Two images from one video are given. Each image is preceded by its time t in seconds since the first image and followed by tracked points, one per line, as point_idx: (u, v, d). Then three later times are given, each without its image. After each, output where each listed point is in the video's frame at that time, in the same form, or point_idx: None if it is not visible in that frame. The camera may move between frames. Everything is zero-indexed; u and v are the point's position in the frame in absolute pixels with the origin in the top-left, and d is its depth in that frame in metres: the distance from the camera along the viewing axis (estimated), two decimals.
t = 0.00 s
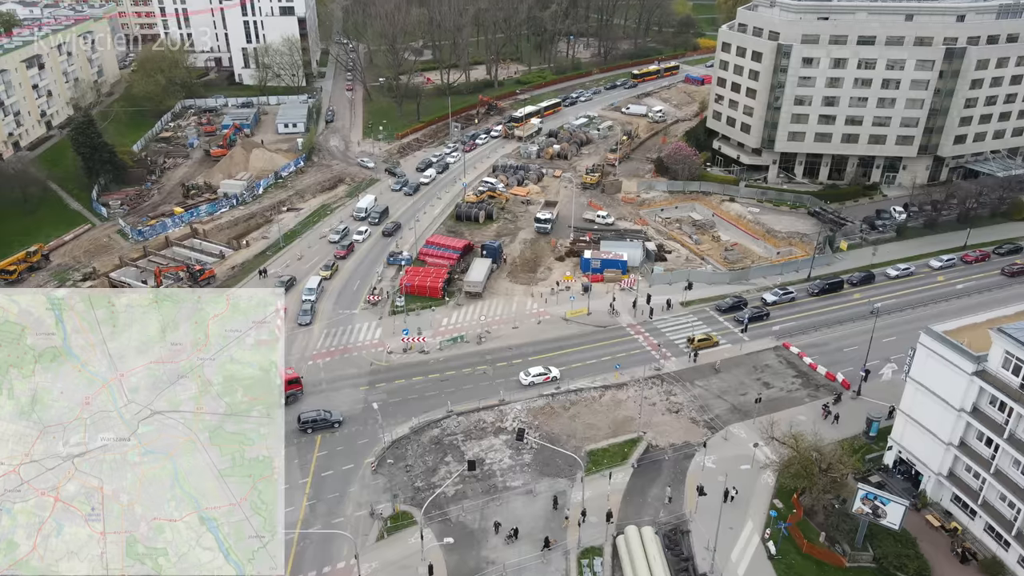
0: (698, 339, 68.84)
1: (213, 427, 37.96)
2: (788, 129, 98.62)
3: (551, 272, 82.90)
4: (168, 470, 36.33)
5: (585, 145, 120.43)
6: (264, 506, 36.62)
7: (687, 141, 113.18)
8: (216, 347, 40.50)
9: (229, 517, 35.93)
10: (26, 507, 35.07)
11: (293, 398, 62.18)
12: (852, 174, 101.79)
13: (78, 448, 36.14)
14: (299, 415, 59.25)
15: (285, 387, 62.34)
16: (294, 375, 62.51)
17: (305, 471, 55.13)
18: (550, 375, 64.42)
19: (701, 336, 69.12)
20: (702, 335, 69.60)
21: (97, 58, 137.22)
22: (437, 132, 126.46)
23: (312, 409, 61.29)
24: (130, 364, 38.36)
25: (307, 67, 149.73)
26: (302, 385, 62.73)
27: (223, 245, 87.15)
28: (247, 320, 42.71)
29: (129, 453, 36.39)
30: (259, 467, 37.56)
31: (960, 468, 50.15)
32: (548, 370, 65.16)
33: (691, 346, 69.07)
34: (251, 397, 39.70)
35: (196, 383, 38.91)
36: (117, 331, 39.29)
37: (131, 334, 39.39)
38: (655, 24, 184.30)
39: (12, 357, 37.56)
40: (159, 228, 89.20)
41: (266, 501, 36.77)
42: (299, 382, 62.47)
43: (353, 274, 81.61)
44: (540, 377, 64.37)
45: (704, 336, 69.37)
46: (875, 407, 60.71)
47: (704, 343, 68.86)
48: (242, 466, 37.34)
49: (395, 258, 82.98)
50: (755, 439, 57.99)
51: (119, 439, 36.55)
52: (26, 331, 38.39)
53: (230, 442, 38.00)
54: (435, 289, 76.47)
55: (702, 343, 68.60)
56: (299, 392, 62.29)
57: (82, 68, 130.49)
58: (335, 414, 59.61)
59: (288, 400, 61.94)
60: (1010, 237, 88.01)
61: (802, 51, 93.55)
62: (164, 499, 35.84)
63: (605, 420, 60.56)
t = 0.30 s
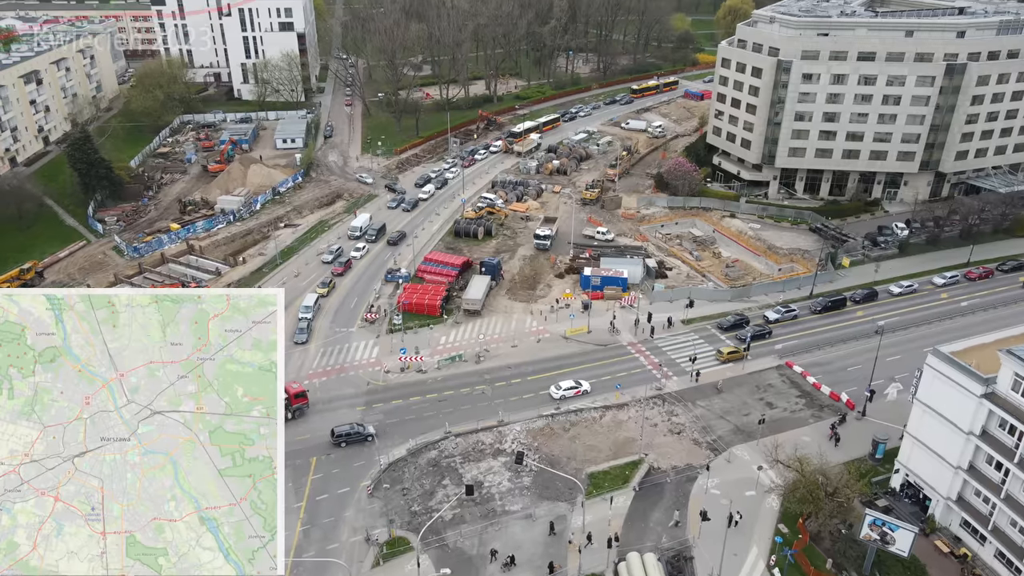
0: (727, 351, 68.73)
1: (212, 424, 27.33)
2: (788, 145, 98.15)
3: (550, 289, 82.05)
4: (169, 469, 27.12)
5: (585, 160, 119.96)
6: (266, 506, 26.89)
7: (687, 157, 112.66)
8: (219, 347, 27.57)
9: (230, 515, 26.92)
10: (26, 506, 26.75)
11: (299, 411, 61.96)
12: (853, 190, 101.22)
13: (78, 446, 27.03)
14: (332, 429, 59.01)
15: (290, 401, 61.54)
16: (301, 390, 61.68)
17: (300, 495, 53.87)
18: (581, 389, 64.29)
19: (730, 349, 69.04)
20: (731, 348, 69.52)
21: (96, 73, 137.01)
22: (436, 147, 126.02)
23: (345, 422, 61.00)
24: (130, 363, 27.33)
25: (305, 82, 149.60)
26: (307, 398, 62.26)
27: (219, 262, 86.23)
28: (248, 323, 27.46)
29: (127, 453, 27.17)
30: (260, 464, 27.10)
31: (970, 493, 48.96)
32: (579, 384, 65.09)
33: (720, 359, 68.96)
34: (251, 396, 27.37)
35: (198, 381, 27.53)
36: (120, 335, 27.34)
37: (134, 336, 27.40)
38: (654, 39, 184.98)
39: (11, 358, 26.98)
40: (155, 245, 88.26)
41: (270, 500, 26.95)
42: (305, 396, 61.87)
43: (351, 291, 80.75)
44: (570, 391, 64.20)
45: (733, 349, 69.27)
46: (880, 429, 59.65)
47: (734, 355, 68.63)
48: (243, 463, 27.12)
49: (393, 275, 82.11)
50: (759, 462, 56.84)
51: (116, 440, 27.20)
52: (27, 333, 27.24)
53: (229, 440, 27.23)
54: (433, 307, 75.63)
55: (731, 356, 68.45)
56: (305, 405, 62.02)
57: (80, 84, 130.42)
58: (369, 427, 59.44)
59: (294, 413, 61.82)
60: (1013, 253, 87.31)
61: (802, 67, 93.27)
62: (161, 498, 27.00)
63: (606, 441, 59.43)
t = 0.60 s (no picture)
0: (756, 364, 68.65)
1: (212, 424, 27.32)
2: (789, 160, 97.67)
3: (550, 306, 81.17)
4: (169, 469, 27.08)
5: (584, 175, 119.44)
6: (267, 506, 27.07)
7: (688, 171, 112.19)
8: (219, 347, 27.56)
9: (230, 516, 27.03)
10: (26, 506, 26.71)
11: (304, 424, 61.46)
12: (854, 205, 100.63)
13: (78, 446, 26.92)
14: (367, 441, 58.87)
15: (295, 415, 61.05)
16: (306, 403, 61.32)
17: (294, 519, 52.66)
18: (614, 401, 64.21)
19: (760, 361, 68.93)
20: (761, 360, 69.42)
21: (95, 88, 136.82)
22: (436, 162, 125.53)
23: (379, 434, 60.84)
24: (130, 363, 27.28)
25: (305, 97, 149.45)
26: (312, 411, 61.91)
27: (215, 278, 85.37)
28: (249, 322, 27.57)
29: (126, 453, 27.08)
30: (261, 465, 27.22)
31: (980, 517, 47.72)
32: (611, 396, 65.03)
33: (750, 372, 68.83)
34: (251, 396, 27.38)
35: (198, 381, 27.49)
36: (120, 334, 27.27)
37: (134, 336, 27.31)
38: (653, 54, 185.33)
39: (12, 358, 26.83)
40: (151, 260, 87.29)
41: (270, 500, 27.15)
42: (310, 410, 61.52)
43: (348, 308, 79.91)
44: (603, 404, 64.12)
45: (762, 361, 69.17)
46: (887, 450, 58.56)
47: (765, 368, 68.59)
48: (243, 464, 27.20)
49: (391, 292, 81.27)
50: (764, 485, 55.71)
51: (116, 440, 27.07)
52: (27, 332, 27.07)
53: (229, 440, 27.28)
54: (431, 325, 74.69)
55: (761, 368, 68.38)
56: (310, 418, 61.64)
57: (78, 99, 130.06)
58: (402, 440, 59.32)
59: (299, 427, 61.18)
60: (1017, 269, 86.59)
61: (802, 82, 92.94)
62: (161, 498, 27.03)
63: (607, 462, 58.29)
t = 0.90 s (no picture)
0: (788, 376, 68.19)
1: (212, 423, 26.48)
2: (791, 175, 97.11)
3: (550, 323, 80.25)
4: (169, 469, 26.25)
5: (584, 190, 118.92)
6: (267, 507, 26.33)
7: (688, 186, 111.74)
8: (220, 347, 26.75)
9: (230, 516, 26.28)
10: (25, 506, 25.75)
11: (309, 437, 61.36)
12: (856, 220, 100.03)
13: (77, 446, 25.98)
14: (400, 454, 58.50)
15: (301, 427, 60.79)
16: (310, 415, 61.30)
17: (289, 544, 51.37)
18: (647, 414, 63.93)
19: (790, 373, 68.48)
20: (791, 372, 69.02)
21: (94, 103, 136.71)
22: (435, 176, 125.01)
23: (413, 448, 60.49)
24: (130, 362, 26.38)
25: (304, 111, 149.33)
26: (315, 422, 61.95)
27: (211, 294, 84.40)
28: (250, 322, 26.76)
29: (126, 453, 26.19)
30: (261, 465, 26.50)
31: (992, 543, 46.46)
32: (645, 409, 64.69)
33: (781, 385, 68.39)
34: (252, 395, 26.61)
35: (198, 381, 26.63)
36: (120, 335, 26.32)
37: (135, 335, 26.41)
38: (653, 68, 185.70)
39: (9, 356, 25.81)
40: (148, 276, 86.24)
41: (270, 500, 26.44)
42: (314, 421, 61.57)
43: (346, 326, 78.92)
44: (637, 416, 63.75)
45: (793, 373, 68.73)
46: (895, 472, 57.41)
47: (794, 380, 68.24)
48: (243, 464, 26.47)
49: (390, 308, 80.33)
50: (770, 508, 54.48)
51: (116, 440, 26.16)
52: (26, 331, 26.06)
53: (229, 440, 26.48)
54: (429, 342, 73.56)
55: (793, 381, 67.99)
56: (315, 430, 61.66)
57: (77, 113, 129.82)
58: (436, 453, 59.20)
59: (304, 440, 60.95)
60: (1022, 285, 85.76)
61: (803, 97, 92.54)
62: (161, 498, 26.21)
63: (609, 484, 57.11)
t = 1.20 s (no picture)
0: (821, 387, 67.90)
1: (212, 423, 26.25)
2: (794, 189, 96.47)
3: (552, 338, 79.25)
4: (169, 469, 26.05)
5: (585, 203, 118.27)
6: (267, 506, 26.05)
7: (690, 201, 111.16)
8: (219, 347, 26.54)
9: (230, 516, 26.02)
10: (25, 506, 25.58)
11: (312, 448, 61.17)
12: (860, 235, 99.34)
13: (77, 446, 25.82)
14: (435, 466, 58.34)
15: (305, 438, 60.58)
16: (313, 426, 61.18)
17: (285, 567, 50.03)
18: (683, 425, 63.79)
19: (823, 385, 68.16)
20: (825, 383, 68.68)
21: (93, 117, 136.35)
22: (435, 190, 124.38)
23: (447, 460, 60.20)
24: (130, 362, 26.21)
25: (304, 124, 149.16)
26: (318, 433, 61.88)
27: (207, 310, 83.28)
28: (250, 322, 26.55)
29: (126, 453, 26.00)
30: (261, 464, 26.25)
31: (1005, 567, 45.19)
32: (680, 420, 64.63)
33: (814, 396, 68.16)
34: (252, 395, 26.37)
35: (198, 381, 26.42)
36: (120, 334, 26.14)
37: (135, 336, 26.23)
38: (653, 82, 186.02)
39: (10, 357, 25.63)
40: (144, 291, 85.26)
41: (270, 500, 26.14)
42: (317, 432, 61.49)
43: (345, 342, 77.88)
44: (672, 427, 63.68)
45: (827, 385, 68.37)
46: (905, 493, 56.20)
47: (827, 391, 67.87)
48: (243, 464, 26.22)
49: (389, 324, 79.33)
50: (778, 531, 53.20)
51: (116, 440, 25.99)
52: (26, 331, 25.86)
53: (229, 440, 26.25)
54: (429, 358, 72.49)
55: (825, 392, 67.67)
56: (318, 441, 61.53)
57: (76, 127, 129.52)
58: (471, 465, 58.82)
59: (308, 452, 60.73)
60: None
61: (805, 111, 92.02)
62: (161, 498, 25.99)
63: (612, 505, 55.83)
